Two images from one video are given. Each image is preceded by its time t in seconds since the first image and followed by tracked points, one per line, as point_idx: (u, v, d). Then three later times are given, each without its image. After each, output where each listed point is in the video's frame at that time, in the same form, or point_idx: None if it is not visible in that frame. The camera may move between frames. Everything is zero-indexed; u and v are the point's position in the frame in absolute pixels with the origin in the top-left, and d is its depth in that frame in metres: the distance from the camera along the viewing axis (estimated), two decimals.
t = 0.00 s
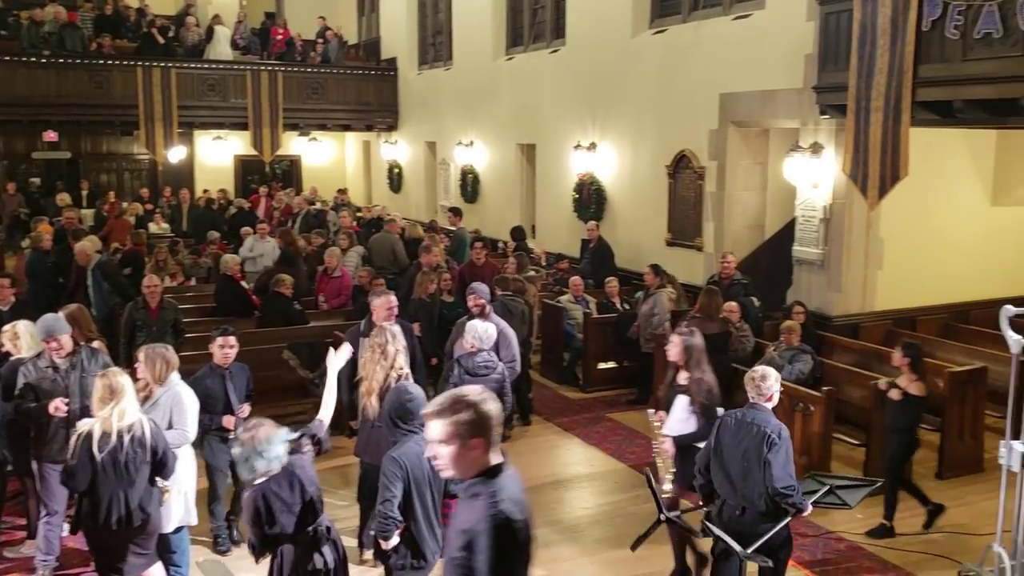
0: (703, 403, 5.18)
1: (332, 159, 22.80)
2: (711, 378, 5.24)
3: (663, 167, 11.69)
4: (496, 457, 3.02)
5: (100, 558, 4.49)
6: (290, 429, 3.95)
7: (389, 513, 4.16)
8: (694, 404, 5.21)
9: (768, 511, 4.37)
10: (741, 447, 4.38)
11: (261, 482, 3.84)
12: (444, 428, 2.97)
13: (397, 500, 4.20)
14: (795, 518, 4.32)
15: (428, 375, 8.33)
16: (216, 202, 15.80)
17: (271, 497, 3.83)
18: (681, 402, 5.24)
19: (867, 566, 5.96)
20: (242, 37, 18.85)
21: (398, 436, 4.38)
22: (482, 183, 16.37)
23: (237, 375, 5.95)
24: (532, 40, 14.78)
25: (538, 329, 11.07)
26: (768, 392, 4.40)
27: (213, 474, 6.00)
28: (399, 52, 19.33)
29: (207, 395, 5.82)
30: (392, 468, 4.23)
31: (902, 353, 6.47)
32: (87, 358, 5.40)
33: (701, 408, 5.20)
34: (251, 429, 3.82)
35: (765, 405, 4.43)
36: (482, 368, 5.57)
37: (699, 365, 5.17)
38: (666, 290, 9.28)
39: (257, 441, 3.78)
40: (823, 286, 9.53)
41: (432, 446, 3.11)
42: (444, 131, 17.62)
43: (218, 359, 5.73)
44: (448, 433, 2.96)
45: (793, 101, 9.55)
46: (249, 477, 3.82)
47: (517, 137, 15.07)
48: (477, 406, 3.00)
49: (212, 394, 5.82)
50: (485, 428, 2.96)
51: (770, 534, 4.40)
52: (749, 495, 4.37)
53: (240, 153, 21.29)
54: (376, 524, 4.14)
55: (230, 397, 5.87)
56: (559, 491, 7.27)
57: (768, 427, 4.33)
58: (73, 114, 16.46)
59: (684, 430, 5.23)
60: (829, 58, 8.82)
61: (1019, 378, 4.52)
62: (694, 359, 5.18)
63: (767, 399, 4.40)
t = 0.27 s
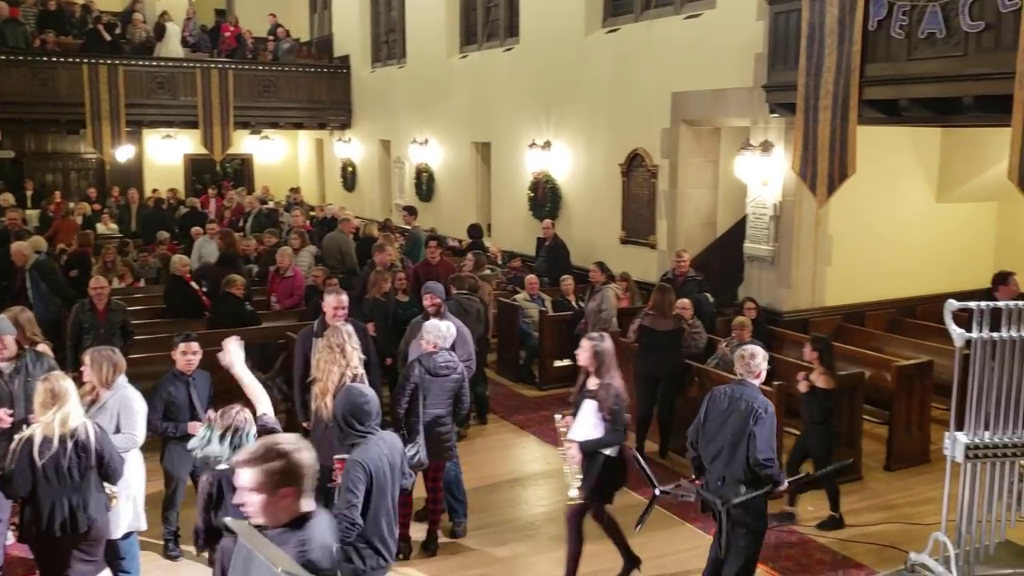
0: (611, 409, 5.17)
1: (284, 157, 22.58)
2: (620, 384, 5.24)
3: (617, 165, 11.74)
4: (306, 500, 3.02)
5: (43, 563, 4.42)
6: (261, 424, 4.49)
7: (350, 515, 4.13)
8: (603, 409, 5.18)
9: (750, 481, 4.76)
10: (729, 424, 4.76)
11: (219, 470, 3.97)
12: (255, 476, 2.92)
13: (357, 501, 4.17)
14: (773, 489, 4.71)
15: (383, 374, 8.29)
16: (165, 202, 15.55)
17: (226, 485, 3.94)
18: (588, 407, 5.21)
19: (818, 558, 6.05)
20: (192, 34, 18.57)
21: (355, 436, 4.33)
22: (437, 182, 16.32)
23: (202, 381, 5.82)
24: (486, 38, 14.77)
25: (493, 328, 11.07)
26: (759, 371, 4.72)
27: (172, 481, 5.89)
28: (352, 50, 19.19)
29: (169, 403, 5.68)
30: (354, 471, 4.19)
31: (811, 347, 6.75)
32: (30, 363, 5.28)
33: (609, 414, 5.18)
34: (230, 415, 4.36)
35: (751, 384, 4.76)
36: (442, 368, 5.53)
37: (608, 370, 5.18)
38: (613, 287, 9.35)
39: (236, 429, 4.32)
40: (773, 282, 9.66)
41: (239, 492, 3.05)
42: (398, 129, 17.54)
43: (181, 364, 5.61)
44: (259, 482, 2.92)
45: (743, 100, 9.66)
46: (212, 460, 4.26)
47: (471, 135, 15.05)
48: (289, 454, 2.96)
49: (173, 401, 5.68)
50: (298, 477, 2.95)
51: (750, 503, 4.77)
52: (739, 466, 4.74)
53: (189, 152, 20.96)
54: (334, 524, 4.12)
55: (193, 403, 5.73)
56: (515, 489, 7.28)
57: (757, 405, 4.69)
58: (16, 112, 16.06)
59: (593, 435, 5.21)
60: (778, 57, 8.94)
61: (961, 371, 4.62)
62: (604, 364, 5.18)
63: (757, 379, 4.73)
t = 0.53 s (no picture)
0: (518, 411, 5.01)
1: (240, 158, 22.34)
2: (530, 387, 5.08)
3: (575, 164, 11.78)
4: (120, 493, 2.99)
5: None
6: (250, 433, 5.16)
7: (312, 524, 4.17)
8: (511, 410, 5.03)
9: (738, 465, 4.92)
10: (716, 411, 4.98)
11: (178, 470, 3.85)
12: (60, 465, 2.90)
13: (318, 511, 4.19)
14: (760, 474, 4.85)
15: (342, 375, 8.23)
16: (118, 203, 15.30)
17: (183, 487, 3.82)
18: (493, 408, 5.09)
19: (776, 551, 6.13)
20: (143, 33, 18.29)
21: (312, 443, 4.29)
22: (395, 181, 16.25)
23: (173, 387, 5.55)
24: (443, 37, 14.73)
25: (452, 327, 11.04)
26: (742, 363, 4.94)
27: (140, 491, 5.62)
28: (307, 49, 19.03)
29: (140, 410, 5.40)
30: (314, 479, 4.19)
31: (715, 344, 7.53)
32: None
33: (516, 416, 5.02)
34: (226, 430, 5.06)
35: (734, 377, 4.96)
36: (404, 369, 5.50)
37: (518, 371, 5.02)
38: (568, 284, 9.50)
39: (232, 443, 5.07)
40: (730, 279, 9.76)
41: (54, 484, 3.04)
42: (355, 128, 17.44)
43: (150, 370, 5.34)
44: (67, 474, 2.89)
45: (698, 98, 9.73)
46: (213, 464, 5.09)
47: (430, 135, 15.01)
48: (105, 448, 2.92)
49: (144, 408, 5.39)
50: (105, 467, 2.91)
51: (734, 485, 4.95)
52: (722, 451, 4.93)
53: (143, 153, 20.63)
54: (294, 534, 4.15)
55: (164, 411, 5.45)
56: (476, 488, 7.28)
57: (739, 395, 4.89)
58: None
59: (498, 436, 5.06)
60: (732, 55, 9.02)
61: (912, 363, 4.70)
62: (515, 365, 5.04)
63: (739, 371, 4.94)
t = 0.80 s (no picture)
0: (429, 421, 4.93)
1: (196, 158, 22.08)
2: (442, 395, 5.03)
3: (535, 164, 11.80)
4: None
5: None
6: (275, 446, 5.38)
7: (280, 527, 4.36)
8: (425, 417, 4.94)
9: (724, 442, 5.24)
10: (700, 390, 5.33)
11: (121, 486, 3.82)
12: None
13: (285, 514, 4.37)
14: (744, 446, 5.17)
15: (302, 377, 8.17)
16: (71, 205, 15.02)
17: (130, 503, 3.81)
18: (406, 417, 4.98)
19: (736, 546, 6.19)
20: (96, 32, 17.98)
21: (271, 450, 4.41)
22: (355, 181, 16.16)
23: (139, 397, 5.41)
24: (401, 36, 14.67)
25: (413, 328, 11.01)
26: (726, 341, 5.26)
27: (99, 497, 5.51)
28: (264, 48, 18.86)
29: (103, 418, 5.25)
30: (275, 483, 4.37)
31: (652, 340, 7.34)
32: None
33: (429, 425, 4.94)
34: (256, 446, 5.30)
35: (716, 356, 5.30)
36: (362, 371, 5.46)
37: (430, 381, 4.96)
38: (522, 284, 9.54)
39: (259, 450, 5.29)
40: (689, 277, 9.84)
41: None
42: (314, 128, 17.32)
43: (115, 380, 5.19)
44: None
45: (656, 98, 9.79)
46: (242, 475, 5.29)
47: (389, 134, 14.94)
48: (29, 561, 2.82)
49: (107, 417, 5.25)
50: None
51: (722, 462, 5.26)
52: (708, 428, 5.25)
53: (97, 154, 20.29)
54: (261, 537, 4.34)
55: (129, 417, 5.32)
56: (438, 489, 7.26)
57: (720, 375, 5.23)
58: None
59: (409, 448, 4.96)
60: (689, 55, 9.09)
61: (867, 359, 4.77)
62: (426, 374, 4.97)
63: (723, 351, 5.25)
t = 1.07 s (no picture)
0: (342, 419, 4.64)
1: (153, 156, 21.78)
2: (355, 396, 4.70)
3: (496, 160, 11.79)
4: None
5: None
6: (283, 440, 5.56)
7: (240, 530, 4.11)
8: (335, 423, 4.67)
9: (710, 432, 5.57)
10: (689, 382, 5.59)
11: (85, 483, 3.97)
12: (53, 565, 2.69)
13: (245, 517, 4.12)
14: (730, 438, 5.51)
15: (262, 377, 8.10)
16: (24, 204, 14.74)
17: (91, 503, 3.95)
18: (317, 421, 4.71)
19: (697, 539, 6.25)
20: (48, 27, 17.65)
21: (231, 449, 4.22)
22: (315, 178, 16.04)
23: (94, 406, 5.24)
24: (361, 33, 14.57)
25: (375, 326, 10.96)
26: (716, 335, 5.51)
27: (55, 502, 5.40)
28: (222, 44, 18.64)
29: (57, 428, 5.16)
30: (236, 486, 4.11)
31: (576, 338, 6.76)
32: None
33: (341, 428, 4.68)
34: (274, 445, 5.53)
35: (706, 351, 5.54)
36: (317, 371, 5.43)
37: (341, 383, 4.58)
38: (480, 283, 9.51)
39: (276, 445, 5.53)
40: (649, 272, 9.90)
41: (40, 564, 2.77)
42: (273, 125, 17.16)
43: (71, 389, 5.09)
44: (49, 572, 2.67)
45: (616, 95, 9.84)
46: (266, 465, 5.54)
47: (349, 131, 14.84)
48: (97, 535, 2.78)
49: (61, 426, 5.16)
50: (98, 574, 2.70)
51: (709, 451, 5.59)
52: (697, 419, 5.55)
53: (51, 151, 19.92)
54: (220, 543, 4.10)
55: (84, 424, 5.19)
56: (400, 487, 7.24)
57: (709, 368, 5.47)
58: None
59: (327, 452, 4.68)
60: (648, 51, 9.13)
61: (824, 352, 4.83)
62: (336, 375, 4.58)
63: (713, 344, 5.51)
